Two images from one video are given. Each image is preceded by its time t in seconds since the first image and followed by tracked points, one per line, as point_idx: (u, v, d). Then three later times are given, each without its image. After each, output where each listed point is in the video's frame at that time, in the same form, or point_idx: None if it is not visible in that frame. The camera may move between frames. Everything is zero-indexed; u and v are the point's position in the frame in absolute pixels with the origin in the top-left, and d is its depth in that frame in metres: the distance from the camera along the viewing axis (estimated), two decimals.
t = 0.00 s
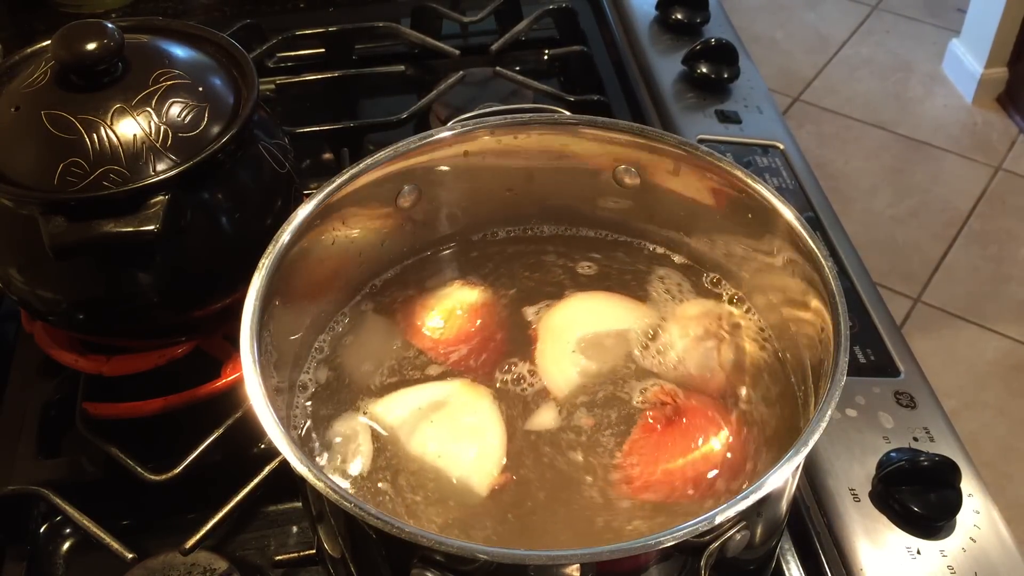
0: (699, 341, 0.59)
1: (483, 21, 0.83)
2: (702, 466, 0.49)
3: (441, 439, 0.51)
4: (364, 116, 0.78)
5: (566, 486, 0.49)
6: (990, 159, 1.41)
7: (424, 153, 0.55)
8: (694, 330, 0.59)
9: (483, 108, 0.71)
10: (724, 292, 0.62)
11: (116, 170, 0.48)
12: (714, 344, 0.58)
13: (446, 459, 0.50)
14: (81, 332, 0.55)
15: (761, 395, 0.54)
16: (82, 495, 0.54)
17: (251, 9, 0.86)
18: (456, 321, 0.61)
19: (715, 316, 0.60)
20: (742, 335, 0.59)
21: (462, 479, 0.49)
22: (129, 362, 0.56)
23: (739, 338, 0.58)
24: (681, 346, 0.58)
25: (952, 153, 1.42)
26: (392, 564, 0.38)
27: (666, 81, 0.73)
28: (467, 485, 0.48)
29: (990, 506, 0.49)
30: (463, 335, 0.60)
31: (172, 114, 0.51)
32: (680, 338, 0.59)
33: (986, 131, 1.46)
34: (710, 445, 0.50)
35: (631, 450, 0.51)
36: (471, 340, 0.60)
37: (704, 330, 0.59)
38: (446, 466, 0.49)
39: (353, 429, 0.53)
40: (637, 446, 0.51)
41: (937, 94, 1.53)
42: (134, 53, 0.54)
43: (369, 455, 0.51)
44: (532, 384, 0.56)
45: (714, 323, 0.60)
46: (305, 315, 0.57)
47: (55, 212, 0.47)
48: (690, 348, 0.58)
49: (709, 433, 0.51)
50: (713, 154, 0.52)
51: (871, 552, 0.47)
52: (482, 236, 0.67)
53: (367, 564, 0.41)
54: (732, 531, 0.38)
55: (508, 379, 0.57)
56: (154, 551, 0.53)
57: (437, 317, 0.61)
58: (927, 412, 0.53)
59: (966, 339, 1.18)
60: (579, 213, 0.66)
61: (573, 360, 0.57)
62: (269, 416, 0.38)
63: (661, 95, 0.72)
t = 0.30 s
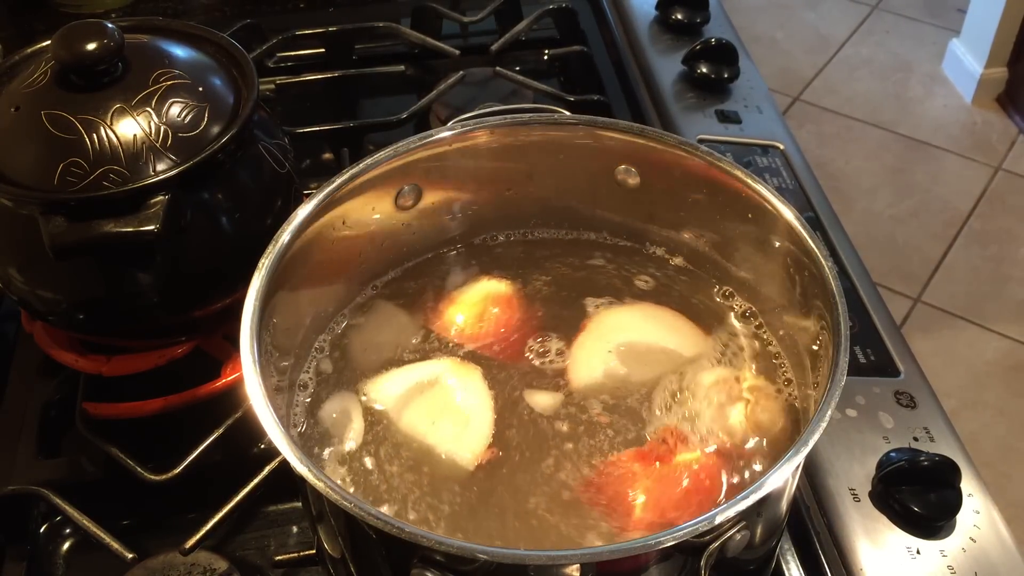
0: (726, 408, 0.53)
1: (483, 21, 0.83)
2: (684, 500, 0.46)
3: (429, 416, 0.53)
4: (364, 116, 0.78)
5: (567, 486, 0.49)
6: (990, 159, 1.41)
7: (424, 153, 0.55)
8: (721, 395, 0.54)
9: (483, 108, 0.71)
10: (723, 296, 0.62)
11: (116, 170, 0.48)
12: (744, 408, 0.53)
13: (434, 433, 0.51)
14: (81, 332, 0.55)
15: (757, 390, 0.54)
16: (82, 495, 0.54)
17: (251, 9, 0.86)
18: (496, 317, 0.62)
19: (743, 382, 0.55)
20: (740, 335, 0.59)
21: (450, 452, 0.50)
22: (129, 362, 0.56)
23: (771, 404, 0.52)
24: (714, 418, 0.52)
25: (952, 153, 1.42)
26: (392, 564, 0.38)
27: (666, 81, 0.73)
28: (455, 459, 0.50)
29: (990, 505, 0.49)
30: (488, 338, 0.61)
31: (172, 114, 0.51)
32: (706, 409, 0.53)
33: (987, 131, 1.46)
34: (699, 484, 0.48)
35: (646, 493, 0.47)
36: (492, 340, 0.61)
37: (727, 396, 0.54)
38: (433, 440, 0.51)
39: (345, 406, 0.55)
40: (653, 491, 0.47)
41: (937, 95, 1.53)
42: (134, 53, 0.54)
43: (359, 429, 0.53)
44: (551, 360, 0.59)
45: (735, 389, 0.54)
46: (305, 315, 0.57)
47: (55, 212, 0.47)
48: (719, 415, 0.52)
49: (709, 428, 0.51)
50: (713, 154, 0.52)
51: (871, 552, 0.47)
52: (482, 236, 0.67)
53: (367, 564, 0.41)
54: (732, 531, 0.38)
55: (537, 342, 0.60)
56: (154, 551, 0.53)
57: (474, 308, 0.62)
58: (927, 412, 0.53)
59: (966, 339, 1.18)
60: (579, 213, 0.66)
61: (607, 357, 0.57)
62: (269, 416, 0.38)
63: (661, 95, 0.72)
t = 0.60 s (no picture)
0: (710, 469, 0.48)
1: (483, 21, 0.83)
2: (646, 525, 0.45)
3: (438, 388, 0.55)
4: (364, 116, 0.78)
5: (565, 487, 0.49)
6: (990, 159, 1.41)
7: (424, 153, 0.55)
8: (703, 454, 0.49)
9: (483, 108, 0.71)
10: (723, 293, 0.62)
11: (116, 170, 0.48)
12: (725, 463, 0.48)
13: (442, 406, 0.53)
14: (81, 332, 0.55)
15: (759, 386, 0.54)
16: (82, 495, 0.54)
17: (251, 9, 0.86)
18: (539, 310, 0.62)
19: (722, 436, 0.50)
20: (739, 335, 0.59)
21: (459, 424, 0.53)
22: (129, 362, 0.56)
23: (753, 463, 0.48)
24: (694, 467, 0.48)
25: (952, 153, 1.42)
26: (392, 564, 0.38)
27: (666, 81, 0.73)
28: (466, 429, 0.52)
29: (991, 505, 0.49)
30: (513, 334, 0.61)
31: (172, 114, 0.51)
32: (689, 469, 0.48)
33: (987, 131, 1.46)
34: (683, 504, 0.46)
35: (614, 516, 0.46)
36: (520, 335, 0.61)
37: (709, 455, 0.49)
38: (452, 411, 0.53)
39: (345, 386, 0.56)
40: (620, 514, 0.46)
41: (937, 94, 1.53)
42: (135, 53, 0.54)
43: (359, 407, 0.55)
44: (595, 338, 0.60)
45: (717, 442, 0.50)
46: (305, 315, 0.57)
47: (55, 212, 0.47)
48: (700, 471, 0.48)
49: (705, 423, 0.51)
50: (713, 154, 0.52)
51: (871, 552, 0.47)
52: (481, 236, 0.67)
53: (367, 564, 0.41)
54: (732, 531, 0.38)
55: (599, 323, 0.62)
56: (154, 551, 0.53)
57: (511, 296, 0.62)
58: (928, 412, 0.53)
59: (966, 339, 1.18)
60: (579, 213, 0.66)
61: (644, 362, 0.55)
62: (269, 416, 0.38)
63: (661, 95, 0.72)
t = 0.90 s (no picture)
0: (674, 513, 0.45)
1: (483, 21, 0.82)
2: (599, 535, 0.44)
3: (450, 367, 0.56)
4: (364, 116, 0.78)
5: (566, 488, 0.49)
6: (990, 159, 1.41)
7: (424, 153, 0.55)
8: (665, 497, 0.47)
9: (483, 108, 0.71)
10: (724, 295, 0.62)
11: (116, 170, 0.48)
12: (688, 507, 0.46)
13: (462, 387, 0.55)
14: (81, 332, 0.55)
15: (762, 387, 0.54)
16: (82, 495, 0.54)
17: (251, 8, 0.86)
18: (580, 311, 0.62)
19: (684, 479, 0.48)
20: (739, 335, 0.59)
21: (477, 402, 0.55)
22: (129, 363, 0.56)
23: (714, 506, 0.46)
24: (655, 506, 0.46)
25: (952, 153, 1.42)
26: (392, 564, 0.38)
27: (666, 81, 0.73)
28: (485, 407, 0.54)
29: (990, 505, 0.49)
30: (552, 334, 0.61)
31: (172, 114, 0.51)
32: (652, 511, 0.46)
33: (986, 131, 1.46)
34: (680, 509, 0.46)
35: (556, 523, 0.46)
36: (559, 335, 0.61)
37: (673, 499, 0.47)
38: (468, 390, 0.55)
39: (346, 364, 0.58)
40: (561, 520, 0.46)
41: (937, 94, 1.53)
42: (135, 53, 0.54)
43: (359, 385, 0.57)
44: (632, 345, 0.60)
45: (681, 486, 0.48)
46: (305, 315, 0.57)
47: (55, 212, 0.47)
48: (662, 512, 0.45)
49: (701, 429, 0.51)
50: (713, 154, 0.52)
51: (871, 552, 0.47)
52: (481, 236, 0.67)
53: (367, 564, 0.41)
54: (732, 531, 0.38)
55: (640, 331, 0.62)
56: (154, 551, 0.53)
57: (552, 295, 0.62)
58: (927, 412, 0.53)
59: (966, 339, 1.18)
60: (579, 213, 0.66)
61: (677, 391, 0.54)
62: (269, 416, 0.38)
63: (661, 95, 0.72)
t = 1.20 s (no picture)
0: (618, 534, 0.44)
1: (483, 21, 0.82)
2: (524, 536, 0.44)
3: (474, 351, 0.59)
4: (364, 116, 0.78)
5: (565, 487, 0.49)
6: (990, 159, 1.41)
7: (424, 153, 0.55)
8: (610, 518, 0.46)
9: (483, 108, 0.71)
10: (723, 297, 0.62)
11: (116, 170, 0.48)
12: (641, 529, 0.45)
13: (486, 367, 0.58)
14: (81, 332, 0.55)
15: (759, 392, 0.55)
16: (82, 495, 0.54)
17: (251, 8, 0.86)
18: (620, 312, 0.61)
19: (633, 501, 0.47)
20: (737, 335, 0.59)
21: (505, 387, 0.57)
22: (129, 363, 0.56)
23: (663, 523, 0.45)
24: (597, 522, 0.45)
25: (952, 153, 1.42)
26: (392, 564, 0.38)
27: (666, 81, 0.73)
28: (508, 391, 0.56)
29: (990, 505, 0.49)
30: (594, 339, 0.60)
31: (172, 114, 0.51)
32: (595, 533, 0.45)
33: (987, 131, 1.46)
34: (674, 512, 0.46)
35: (500, 509, 0.47)
36: (600, 341, 0.60)
37: (618, 519, 0.45)
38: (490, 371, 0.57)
39: (352, 345, 0.60)
40: (508, 507, 0.47)
41: (937, 94, 1.53)
42: (134, 53, 0.54)
43: (368, 363, 0.59)
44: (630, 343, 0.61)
45: (626, 507, 0.46)
46: (305, 316, 0.57)
47: (55, 212, 0.47)
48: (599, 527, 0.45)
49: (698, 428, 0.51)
50: (713, 153, 0.52)
51: (871, 552, 0.47)
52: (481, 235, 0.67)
53: (367, 564, 0.41)
54: (732, 531, 0.38)
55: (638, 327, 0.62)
56: (154, 551, 0.53)
57: (591, 297, 0.62)
58: (928, 412, 0.53)
59: (966, 338, 1.18)
60: (579, 213, 0.66)
61: (707, 427, 0.50)
62: (269, 416, 0.38)
63: (661, 95, 0.72)
